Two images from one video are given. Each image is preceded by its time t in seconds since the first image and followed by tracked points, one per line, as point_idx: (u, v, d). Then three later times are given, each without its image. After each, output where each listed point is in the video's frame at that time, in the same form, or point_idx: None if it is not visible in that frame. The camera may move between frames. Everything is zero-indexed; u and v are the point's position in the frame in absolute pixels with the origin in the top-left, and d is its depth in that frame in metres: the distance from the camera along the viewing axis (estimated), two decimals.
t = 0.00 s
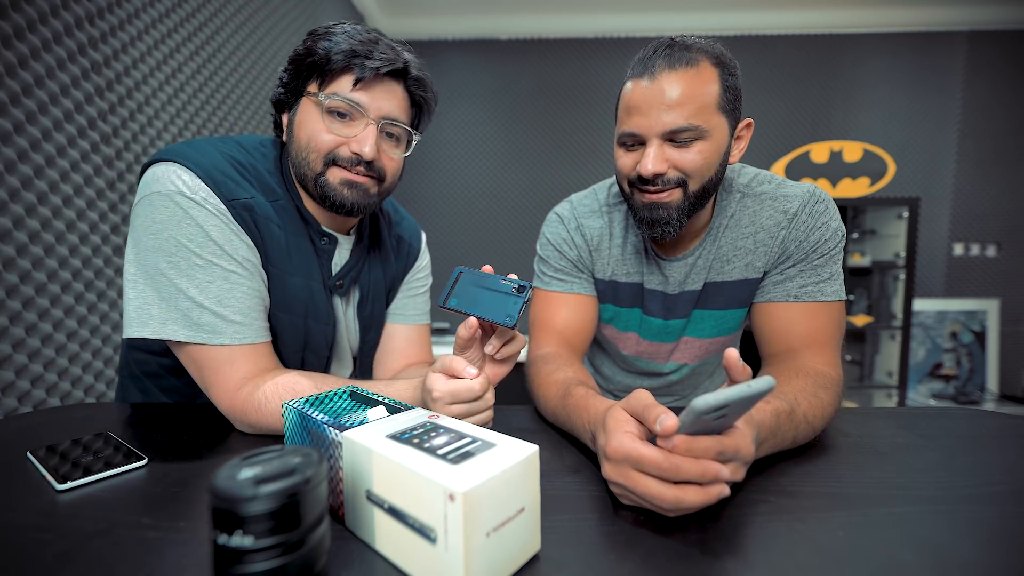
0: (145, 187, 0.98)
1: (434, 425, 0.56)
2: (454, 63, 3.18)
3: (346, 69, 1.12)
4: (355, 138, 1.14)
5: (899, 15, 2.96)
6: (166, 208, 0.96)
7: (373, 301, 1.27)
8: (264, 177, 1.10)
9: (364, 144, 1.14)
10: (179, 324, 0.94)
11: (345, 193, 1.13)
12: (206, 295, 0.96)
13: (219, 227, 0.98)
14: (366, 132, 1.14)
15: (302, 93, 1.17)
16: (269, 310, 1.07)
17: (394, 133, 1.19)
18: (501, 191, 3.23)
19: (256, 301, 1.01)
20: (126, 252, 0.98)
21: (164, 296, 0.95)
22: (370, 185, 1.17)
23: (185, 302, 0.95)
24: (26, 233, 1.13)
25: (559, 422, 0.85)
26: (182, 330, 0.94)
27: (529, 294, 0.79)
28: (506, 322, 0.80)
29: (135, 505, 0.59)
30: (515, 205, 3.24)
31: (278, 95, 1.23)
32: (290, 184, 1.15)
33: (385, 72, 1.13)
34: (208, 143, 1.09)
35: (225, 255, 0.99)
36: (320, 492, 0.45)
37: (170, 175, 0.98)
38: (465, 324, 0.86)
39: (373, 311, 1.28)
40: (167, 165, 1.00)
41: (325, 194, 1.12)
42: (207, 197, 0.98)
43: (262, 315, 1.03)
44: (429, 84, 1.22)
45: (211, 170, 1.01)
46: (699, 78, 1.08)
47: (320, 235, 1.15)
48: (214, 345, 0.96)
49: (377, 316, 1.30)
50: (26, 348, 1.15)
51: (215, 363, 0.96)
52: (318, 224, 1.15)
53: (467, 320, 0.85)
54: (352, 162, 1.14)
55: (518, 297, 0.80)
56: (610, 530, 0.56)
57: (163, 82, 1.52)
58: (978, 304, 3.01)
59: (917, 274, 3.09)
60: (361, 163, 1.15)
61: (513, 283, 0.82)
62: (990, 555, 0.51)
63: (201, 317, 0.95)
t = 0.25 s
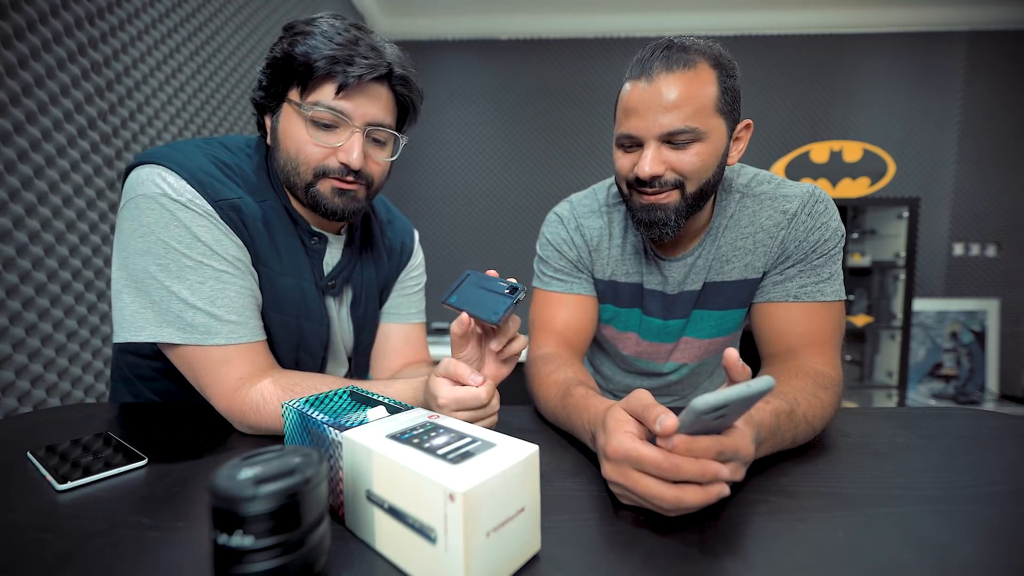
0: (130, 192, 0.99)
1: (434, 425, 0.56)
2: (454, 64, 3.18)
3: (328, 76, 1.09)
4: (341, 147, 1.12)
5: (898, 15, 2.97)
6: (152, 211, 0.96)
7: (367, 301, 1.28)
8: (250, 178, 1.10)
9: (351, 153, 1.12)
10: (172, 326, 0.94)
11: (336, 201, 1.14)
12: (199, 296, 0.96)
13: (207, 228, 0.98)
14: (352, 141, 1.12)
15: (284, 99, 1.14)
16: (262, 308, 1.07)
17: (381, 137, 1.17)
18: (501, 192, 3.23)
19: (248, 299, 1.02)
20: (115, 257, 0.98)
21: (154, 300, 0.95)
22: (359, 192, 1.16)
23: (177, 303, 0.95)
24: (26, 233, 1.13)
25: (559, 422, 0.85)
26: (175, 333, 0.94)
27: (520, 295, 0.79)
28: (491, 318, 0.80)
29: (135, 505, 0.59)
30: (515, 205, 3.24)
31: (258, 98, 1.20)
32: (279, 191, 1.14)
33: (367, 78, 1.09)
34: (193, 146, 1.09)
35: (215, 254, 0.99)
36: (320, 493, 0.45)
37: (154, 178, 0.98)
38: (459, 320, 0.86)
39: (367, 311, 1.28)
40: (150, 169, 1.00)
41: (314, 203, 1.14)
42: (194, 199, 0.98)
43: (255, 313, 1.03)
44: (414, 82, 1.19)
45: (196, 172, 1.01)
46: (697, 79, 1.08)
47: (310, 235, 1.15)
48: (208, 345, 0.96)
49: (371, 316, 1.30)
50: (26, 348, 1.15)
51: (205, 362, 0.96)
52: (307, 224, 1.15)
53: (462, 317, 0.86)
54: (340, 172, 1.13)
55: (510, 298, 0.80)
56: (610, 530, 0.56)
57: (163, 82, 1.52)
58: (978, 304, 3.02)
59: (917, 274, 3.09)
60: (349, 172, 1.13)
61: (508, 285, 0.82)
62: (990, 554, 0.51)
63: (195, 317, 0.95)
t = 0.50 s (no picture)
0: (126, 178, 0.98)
1: (434, 425, 0.56)
2: (454, 64, 3.17)
3: (326, 69, 1.08)
4: (338, 140, 1.12)
5: (898, 15, 2.97)
6: (145, 200, 0.95)
7: (362, 291, 1.27)
8: (248, 168, 1.10)
9: (348, 146, 1.12)
10: (155, 318, 0.94)
11: (329, 193, 1.14)
12: (182, 290, 0.95)
13: (199, 222, 0.98)
14: (349, 134, 1.12)
15: (282, 88, 1.13)
16: (251, 304, 1.07)
17: (378, 132, 1.17)
18: (501, 192, 3.23)
19: (234, 296, 1.02)
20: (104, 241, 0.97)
21: (139, 290, 0.94)
22: (353, 183, 1.16)
23: (162, 295, 0.94)
24: (26, 233, 1.12)
25: (559, 422, 0.85)
26: (158, 324, 0.94)
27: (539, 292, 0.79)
28: (513, 316, 0.77)
29: (135, 505, 0.59)
30: (515, 205, 3.24)
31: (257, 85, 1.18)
32: (274, 178, 1.14)
33: (365, 73, 1.09)
34: (194, 134, 1.08)
35: (204, 249, 0.98)
36: (319, 493, 0.45)
37: (151, 167, 0.97)
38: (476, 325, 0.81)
39: (362, 301, 1.28)
40: (146, 158, 0.99)
41: (309, 193, 1.13)
42: (188, 192, 0.98)
43: (241, 309, 1.03)
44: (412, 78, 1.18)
45: (193, 164, 1.01)
46: (696, 80, 1.08)
47: (304, 226, 1.16)
48: (192, 340, 0.96)
49: (366, 307, 1.30)
50: (26, 348, 1.15)
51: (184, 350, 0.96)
52: (302, 215, 1.16)
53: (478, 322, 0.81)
54: (336, 164, 1.13)
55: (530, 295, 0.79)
56: (610, 530, 0.56)
57: (163, 82, 1.52)
58: (978, 304, 3.01)
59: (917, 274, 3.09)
60: (344, 164, 1.13)
61: (524, 285, 0.82)
62: (991, 554, 0.51)
63: (178, 310, 0.95)
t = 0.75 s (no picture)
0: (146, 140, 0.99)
1: (435, 424, 0.56)
2: (454, 63, 3.17)
3: (378, 79, 1.12)
4: (376, 141, 1.16)
5: (897, 15, 2.96)
6: (155, 154, 0.95)
7: (365, 284, 1.27)
8: (267, 151, 1.12)
9: (385, 149, 1.16)
10: (120, 265, 0.86)
11: (359, 188, 1.16)
12: (157, 243, 0.89)
13: (196, 181, 0.96)
14: (388, 138, 1.17)
15: (330, 88, 1.15)
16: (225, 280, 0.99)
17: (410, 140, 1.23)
18: (501, 191, 3.23)
19: (208, 265, 0.94)
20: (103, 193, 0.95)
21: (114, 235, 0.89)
22: (381, 184, 1.20)
23: (137, 245, 0.88)
24: (26, 233, 1.12)
25: (559, 422, 0.85)
26: (119, 270, 0.86)
27: (537, 306, 0.75)
28: (510, 329, 0.75)
29: (135, 505, 0.59)
30: (515, 205, 3.24)
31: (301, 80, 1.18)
32: (296, 166, 1.17)
33: (414, 88, 1.14)
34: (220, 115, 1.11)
35: (191, 209, 0.94)
36: (320, 493, 0.45)
37: (172, 130, 0.99)
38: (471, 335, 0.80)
39: (366, 294, 1.27)
40: (171, 124, 1.01)
41: (338, 185, 1.16)
42: (199, 154, 0.98)
43: (213, 282, 0.95)
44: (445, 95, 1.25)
45: (213, 134, 1.02)
46: (698, 80, 1.08)
47: (314, 213, 1.17)
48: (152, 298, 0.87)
49: (370, 300, 1.29)
50: (26, 348, 1.15)
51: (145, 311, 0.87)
52: (313, 201, 1.17)
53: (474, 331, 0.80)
54: (371, 163, 1.16)
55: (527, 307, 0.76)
56: (610, 530, 0.56)
57: (163, 82, 1.52)
58: (978, 304, 3.01)
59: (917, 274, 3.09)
60: (379, 164, 1.17)
61: (524, 296, 0.79)
62: (990, 554, 0.51)
63: (146, 262, 0.87)
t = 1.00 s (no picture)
0: (152, 154, 0.98)
1: (404, 378, 0.59)
2: (454, 63, 3.18)
3: (405, 96, 1.13)
4: (393, 152, 1.17)
5: (897, 15, 2.96)
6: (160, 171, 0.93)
7: (372, 285, 1.27)
8: (271, 161, 1.10)
9: (400, 161, 1.18)
10: (121, 282, 0.85)
11: (370, 195, 1.15)
12: (157, 260, 0.87)
13: (200, 199, 0.94)
14: (405, 152, 1.18)
15: (357, 97, 1.15)
16: (224, 297, 0.96)
17: (424, 156, 1.24)
18: (501, 191, 3.23)
19: (208, 282, 0.92)
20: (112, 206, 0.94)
21: (117, 253, 0.87)
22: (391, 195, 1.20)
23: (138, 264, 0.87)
24: (26, 233, 1.13)
25: (560, 422, 0.85)
26: (123, 288, 0.85)
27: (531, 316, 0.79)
28: (503, 341, 0.77)
29: (135, 505, 0.59)
30: (515, 205, 3.24)
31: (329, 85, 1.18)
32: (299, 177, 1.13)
33: (437, 109, 1.17)
34: (224, 123, 1.08)
35: (195, 226, 0.92)
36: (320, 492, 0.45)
37: (177, 145, 0.97)
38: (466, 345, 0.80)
39: (372, 295, 1.28)
40: (176, 135, 0.99)
41: (349, 191, 1.14)
42: (205, 170, 0.96)
43: (213, 300, 0.93)
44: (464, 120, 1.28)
45: (218, 148, 1.00)
46: (696, 81, 1.08)
47: (322, 223, 1.16)
48: (152, 316, 0.86)
49: (376, 300, 1.30)
50: (26, 348, 1.15)
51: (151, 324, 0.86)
52: (322, 211, 1.15)
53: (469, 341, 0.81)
54: (385, 173, 1.17)
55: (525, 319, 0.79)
56: (610, 530, 0.56)
57: (163, 82, 1.52)
58: (978, 304, 3.02)
59: (917, 274, 3.09)
60: (392, 175, 1.18)
61: (518, 307, 0.82)
62: (990, 554, 0.51)
63: (147, 280, 0.86)
